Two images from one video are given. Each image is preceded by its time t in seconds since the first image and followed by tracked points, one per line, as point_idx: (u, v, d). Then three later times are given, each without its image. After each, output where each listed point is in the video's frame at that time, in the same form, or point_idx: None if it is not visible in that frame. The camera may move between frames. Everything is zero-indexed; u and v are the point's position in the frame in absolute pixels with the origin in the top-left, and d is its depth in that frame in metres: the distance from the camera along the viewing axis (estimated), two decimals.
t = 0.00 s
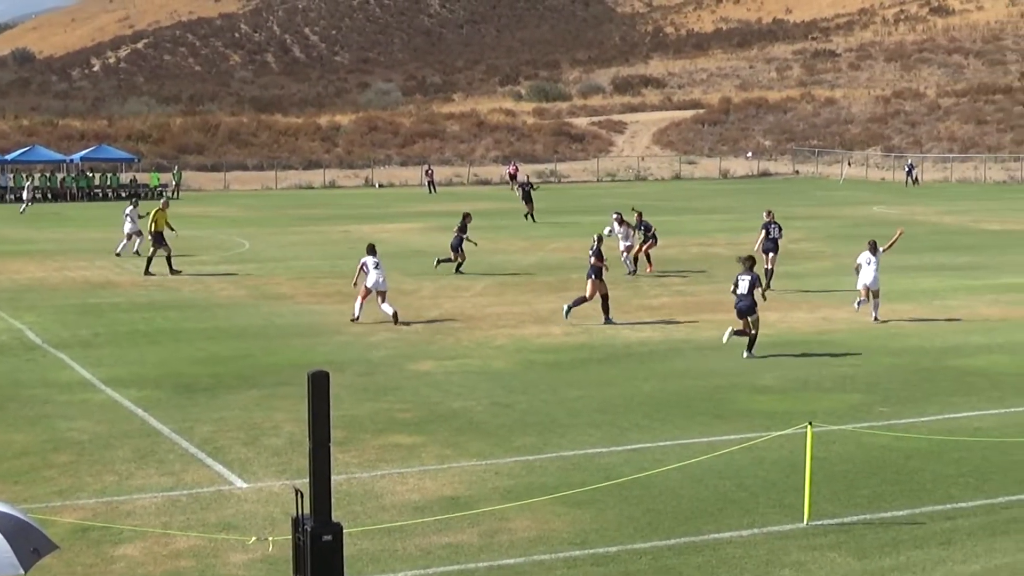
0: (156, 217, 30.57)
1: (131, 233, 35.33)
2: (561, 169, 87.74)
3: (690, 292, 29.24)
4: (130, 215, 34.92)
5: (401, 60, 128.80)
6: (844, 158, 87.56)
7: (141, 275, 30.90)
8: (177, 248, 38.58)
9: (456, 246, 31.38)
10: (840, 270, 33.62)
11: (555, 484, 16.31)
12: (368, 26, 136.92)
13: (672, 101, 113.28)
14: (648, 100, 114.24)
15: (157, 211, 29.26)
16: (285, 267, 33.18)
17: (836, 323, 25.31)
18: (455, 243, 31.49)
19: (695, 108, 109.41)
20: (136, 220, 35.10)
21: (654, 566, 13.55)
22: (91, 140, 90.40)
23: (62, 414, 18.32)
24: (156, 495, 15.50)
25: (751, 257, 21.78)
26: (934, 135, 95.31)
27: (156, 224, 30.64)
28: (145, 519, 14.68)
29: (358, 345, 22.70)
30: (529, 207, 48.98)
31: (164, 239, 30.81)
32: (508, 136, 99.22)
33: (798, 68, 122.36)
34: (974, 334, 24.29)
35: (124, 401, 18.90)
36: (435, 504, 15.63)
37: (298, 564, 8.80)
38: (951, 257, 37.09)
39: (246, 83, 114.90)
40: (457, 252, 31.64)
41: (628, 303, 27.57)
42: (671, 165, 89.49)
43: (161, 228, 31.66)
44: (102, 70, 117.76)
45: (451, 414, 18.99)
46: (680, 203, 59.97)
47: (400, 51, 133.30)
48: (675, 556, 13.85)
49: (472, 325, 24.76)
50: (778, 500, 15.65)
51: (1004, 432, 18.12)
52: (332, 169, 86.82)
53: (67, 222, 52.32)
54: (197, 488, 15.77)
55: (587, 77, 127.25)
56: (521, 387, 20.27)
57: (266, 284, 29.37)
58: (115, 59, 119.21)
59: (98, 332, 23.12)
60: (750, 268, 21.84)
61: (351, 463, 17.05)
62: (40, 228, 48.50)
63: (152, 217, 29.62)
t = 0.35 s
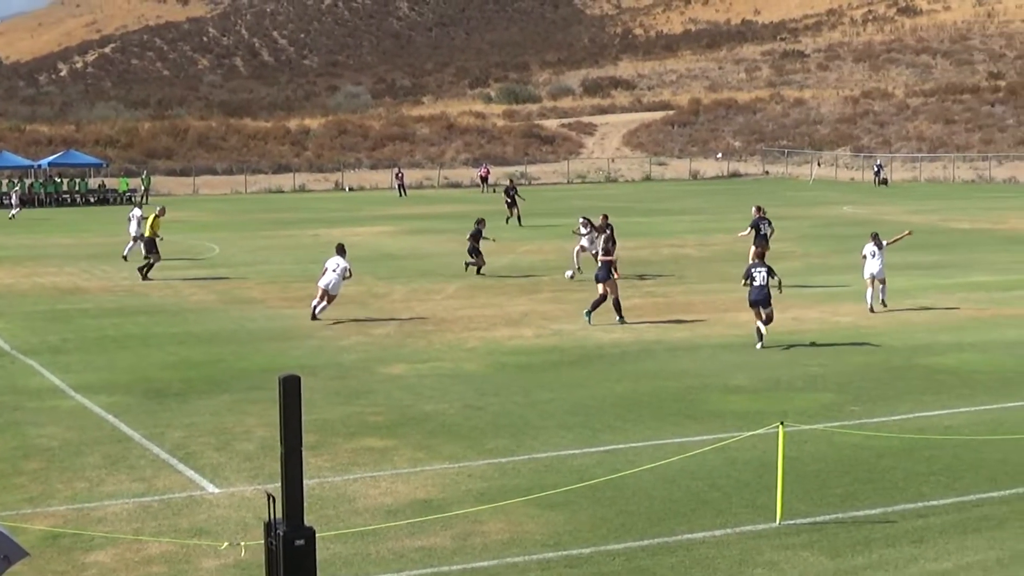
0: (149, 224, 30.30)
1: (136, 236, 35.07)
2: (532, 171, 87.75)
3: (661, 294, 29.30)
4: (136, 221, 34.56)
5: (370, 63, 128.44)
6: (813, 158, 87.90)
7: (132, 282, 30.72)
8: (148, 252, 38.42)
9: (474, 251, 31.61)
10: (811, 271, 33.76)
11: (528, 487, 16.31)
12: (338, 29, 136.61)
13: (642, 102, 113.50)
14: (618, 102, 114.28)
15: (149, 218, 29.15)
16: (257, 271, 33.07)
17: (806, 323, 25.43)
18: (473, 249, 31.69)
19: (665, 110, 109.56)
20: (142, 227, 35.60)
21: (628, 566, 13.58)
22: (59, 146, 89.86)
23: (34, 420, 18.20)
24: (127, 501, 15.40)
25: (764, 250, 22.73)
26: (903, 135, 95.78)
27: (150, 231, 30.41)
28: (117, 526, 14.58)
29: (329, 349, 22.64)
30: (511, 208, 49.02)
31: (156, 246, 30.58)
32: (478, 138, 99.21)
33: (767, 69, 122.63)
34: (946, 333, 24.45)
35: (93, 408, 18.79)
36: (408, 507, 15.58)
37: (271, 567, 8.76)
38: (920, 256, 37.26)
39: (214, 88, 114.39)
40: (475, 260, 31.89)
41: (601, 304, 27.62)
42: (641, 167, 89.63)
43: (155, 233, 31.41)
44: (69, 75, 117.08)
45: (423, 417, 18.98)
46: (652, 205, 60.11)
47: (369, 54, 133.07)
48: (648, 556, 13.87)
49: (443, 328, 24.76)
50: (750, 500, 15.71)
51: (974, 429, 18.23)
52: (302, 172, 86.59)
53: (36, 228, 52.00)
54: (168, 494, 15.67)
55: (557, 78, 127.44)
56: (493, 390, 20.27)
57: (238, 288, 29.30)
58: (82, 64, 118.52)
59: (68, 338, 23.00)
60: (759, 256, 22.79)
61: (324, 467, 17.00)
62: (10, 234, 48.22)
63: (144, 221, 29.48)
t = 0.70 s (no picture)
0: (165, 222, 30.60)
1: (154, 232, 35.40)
2: (520, 173, 87.79)
3: (650, 296, 29.35)
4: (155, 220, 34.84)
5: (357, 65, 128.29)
6: (801, 160, 88.11)
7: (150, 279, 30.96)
8: (137, 253, 38.41)
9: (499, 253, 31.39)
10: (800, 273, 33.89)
11: (517, 489, 16.32)
12: (326, 30, 136.46)
13: (630, 104, 113.65)
14: (606, 104, 114.36)
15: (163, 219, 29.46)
16: (246, 271, 33.07)
17: (795, 326, 25.50)
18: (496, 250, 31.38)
19: (653, 113, 109.70)
20: (158, 224, 36.76)
21: (617, 568, 13.59)
22: (46, 146, 89.63)
23: (21, 421, 18.15)
24: (115, 502, 15.36)
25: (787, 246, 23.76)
26: (891, 137, 96.02)
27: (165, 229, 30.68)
28: (104, 527, 14.56)
29: (317, 351, 22.64)
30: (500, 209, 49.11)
31: (171, 244, 30.77)
32: (466, 140, 99.24)
33: (755, 72, 122.86)
34: (933, 335, 24.55)
35: (80, 409, 18.75)
36: (397, 509, 15.59)
37: (259, 569, 8.74)
38: (908, 259, 37.34)
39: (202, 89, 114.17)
40: (499, 260, 31.50)
41: (591, 306, 27.67)
42: (629, 169, 89.78)
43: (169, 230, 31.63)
44: (56, 75, 116.79)
45: (411, 419, 18.98)
46: (641, 207, 60.23)
47: (357, 56, 132.91)
48: (637, 558, 13.88)
49: (433, 330, 24.76)
50: (738, 501, 15.76)
51: (961, 432, 18.30)
52: (291, 173, 86.54)
53: (24, 229, 51.89)
54: (156, 496, 15.63)
55: (545, 80, 127.56)
56: (482, 392, 20.29)
57: (226, 289, 29.30)
58: (69, 65, 118.27)
59: (55, 339, 22.94)
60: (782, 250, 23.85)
61: (312, 469, 16.97)
62: None
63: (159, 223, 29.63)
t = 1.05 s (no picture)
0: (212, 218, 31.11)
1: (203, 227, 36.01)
2: (541, 173, 87.76)
3: (671, 296, 29.30)
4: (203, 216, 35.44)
5: (378, 64, 128.48)
6: (823, 160, 87.84)
7: (201, 277, 31.42)
8: (159, 253, 38.57)
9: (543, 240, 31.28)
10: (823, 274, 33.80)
11: (538, 488, 16.33)
12: (346, 30, 136.73)
13: (651, 104, 113.46)
14: (626, 104, 114.18)
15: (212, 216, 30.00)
16: (268, 271, 33.17)
17: (817, 326, 25.43)
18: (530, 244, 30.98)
19: (674, 112, 109.58)
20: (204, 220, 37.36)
21: (638, 568, 13.59)
22: (70, 146, 90.02)
23: (44, 419, 18.27)
24: (137, 500, 15.44)
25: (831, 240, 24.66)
26: (913, 137, 95.76)
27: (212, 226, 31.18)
28: (127, 524, 14.63)
29: (339, 350, 22.70)
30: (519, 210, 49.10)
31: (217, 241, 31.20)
32: (486, 140, 99.26)
33: (776, 72, 122.54)
34: (957, 336, 24.46)
35: (103, 407, 18.85)
36: (418, 508, 15.61)
37: (282, 567, 8.79)
38: (931, 259, 37.19)
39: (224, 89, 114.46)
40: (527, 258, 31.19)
41: (612, 306, 27.66)
42: (650, 169, 89.64)
43: (215, 228, 32.10)
44: (79, 75, 117.34)
45: (432, 418, 19.01)
46: (662, 206, 60.15)
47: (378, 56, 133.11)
48: (658, 558, 13.88)
49: (454, 329, 24.78)
50: (759, 501, 15.73)
51: (984, 433, 18.21)
52: (312, 173, 86.78)
53: (46, 228, 52.09)
54: (178, 494, 15.69)
55: (566, 80, 127.48)
56: (502, 391, 20.31)
57: (247, 289, 29.38)
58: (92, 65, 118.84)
59: (79, 337, 23.05)
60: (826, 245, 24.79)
61: (333, 467, 17.02)
62: (22, 234, 48.36)
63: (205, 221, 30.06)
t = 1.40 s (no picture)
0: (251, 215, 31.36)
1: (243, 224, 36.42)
2: (565, 172, 87.63)
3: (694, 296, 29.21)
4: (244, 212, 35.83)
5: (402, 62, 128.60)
6: (847, 161, 87.46)
7: (243, 274, 31.62)
8: (183, 250, 38.69)
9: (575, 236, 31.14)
10: (847, 274, 33.67)
11: (559, 487, 16.33)
12: (371, 28, 136.90)
13: (675, 103, 113.11)
14: (650, 103, 113.91)
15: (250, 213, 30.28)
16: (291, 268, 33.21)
17: (841, 327, 25.33)
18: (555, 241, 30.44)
19: (698, 112, 109.27)
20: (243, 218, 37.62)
21: (658, 567, 13.58)
22: (95, 143, 90.41)
23: (69, 414, 18.37)
24: (160, 495, 15.51)
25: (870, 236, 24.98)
26: (938, 137, 95.21)
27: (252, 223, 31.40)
28: (150, 519, 14.70)
29: (361, 347, 22.73)
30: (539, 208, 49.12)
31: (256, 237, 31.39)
32: (510, 139, 99.14)
33: (801, 72, 121.97)
34: (981, 338, 24.34)
35: (127, 402, 18.94)
36: (439, 506, 15.62)
37: (304, 565, 8.80)
38: (954, 261, 37.00)
39: (249, 86, 114.66)
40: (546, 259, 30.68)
41: (634, 305, 27.61)
42: (674, 168, 89.38)
43: (254, 225, 32.37)
44: (106, 72, 117.81)
45: (453, 416, 19.02)
46: (685, 206, 60.04)
47: (402, 54, 133.21)
48: (679, 558, 13.86)
49: (476, 328, 24.77)
50: (780, 503, 15.69)
51: (1009, 436, 18.11)
52: (336, 171, 86.99)
53: (72, 224, 52.27)
54: (200, 490, 15.75)
55: (590, 79, 127.30)
56: (524, 390, 20.31)
57: (270, 286, 29.46)
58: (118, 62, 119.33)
59: (103, 333, 23.16)
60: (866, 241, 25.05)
61: (355, 465, 17.05)
62: (46, 230, 48.58)
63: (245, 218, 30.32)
